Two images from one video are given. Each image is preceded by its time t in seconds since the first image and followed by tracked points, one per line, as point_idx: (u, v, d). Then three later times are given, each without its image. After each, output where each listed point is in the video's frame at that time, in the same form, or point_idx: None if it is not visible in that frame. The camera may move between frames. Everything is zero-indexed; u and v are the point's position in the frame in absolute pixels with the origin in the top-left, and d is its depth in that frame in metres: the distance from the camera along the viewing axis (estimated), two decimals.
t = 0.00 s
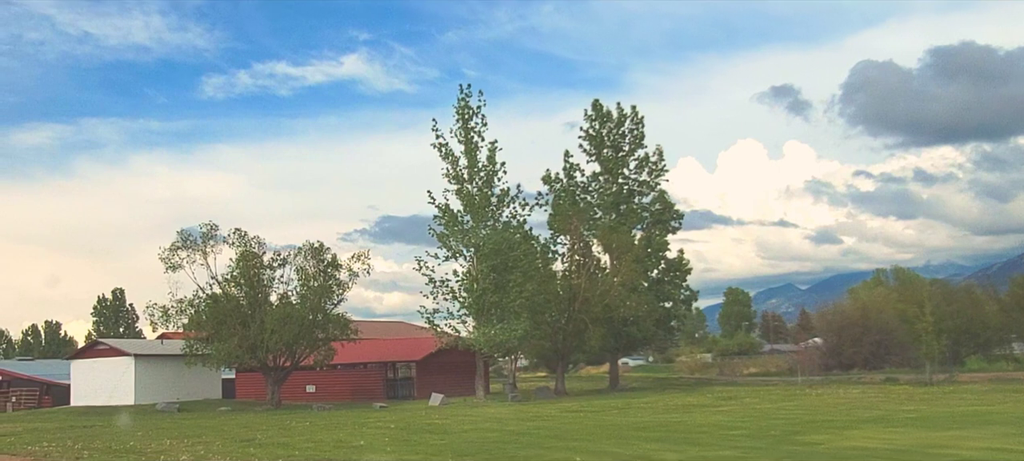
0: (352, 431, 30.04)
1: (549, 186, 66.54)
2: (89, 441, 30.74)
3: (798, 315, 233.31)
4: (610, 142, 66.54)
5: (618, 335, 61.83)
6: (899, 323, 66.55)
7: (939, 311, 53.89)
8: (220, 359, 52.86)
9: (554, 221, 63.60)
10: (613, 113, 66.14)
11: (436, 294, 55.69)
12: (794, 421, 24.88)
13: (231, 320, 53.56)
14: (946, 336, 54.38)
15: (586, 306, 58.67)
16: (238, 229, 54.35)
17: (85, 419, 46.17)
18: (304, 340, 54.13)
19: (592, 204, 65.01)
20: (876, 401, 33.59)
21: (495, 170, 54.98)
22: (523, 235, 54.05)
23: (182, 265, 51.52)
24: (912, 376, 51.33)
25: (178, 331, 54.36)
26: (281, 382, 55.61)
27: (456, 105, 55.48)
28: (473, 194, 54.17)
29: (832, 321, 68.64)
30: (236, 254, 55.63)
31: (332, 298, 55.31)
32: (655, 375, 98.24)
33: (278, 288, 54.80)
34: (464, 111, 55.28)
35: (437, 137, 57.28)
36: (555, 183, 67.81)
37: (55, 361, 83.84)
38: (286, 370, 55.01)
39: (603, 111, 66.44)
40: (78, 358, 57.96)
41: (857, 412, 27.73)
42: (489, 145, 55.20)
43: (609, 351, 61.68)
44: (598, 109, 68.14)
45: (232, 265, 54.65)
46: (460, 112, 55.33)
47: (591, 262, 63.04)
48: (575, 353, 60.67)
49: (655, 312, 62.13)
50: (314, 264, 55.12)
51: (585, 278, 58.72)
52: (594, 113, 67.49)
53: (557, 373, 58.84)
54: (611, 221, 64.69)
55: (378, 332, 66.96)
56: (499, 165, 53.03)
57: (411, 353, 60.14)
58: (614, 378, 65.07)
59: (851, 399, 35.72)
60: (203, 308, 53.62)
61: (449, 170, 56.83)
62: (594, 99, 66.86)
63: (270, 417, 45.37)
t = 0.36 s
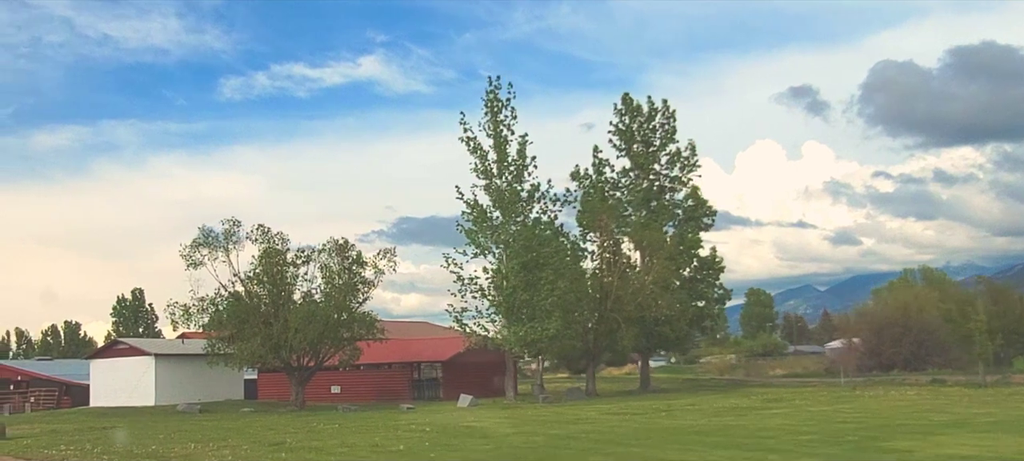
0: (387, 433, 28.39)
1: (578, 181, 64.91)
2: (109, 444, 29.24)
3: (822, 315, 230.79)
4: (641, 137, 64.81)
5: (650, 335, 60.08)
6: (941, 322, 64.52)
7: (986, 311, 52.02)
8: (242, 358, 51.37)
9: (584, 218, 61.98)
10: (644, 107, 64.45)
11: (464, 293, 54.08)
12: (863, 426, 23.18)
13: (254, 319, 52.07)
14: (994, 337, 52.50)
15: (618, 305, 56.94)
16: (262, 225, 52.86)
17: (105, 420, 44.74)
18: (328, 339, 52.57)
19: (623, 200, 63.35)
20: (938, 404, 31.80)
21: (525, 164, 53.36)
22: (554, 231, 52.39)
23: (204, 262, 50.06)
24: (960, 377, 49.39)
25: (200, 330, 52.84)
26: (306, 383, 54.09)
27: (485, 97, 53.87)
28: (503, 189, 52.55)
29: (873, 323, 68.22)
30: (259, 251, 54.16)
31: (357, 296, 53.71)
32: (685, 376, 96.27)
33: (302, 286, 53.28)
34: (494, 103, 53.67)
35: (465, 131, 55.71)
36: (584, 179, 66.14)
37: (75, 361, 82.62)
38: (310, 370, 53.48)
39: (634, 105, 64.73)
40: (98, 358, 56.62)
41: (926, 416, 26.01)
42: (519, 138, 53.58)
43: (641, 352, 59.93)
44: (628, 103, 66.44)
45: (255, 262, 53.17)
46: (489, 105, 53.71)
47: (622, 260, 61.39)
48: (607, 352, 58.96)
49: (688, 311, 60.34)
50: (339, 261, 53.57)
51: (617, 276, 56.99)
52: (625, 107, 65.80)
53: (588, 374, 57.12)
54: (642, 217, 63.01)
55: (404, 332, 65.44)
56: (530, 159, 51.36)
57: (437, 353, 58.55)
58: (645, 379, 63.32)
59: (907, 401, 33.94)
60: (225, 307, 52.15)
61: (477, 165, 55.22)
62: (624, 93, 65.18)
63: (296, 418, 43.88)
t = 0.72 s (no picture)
0: (427, 434, 26.90)
1: (612, 174, 63.34)
2: (135, 444, 27.92)
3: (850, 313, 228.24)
4: (677, 129, 63.17)
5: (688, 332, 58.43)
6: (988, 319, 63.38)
7: None
8: (270, 355, 50.07)
9: (619, 211, 60.51)
10: (680, 98, 62.78)
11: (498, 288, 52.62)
12: (944, 427, 21.56)
13: (283, 315, 50.77)
14: None
15: (655, 301, 55.34)
16: (290, 218, 51.54)
17: (131, 419, 43.63)
18: (358, 335, 51.16)
19: (658, 193, 61.80)
20: (1006, 404, 30.06)
21: (560, 155, 51.87)
22: (591, 224, 50.89)
23: (231, 256, 48.83)
24: (1014, 376, 47.63)
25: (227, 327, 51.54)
26: (335, 380, 52.75)
27: (519, 87, 52.43)
28: (538, 181, 51.10)
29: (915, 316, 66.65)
30: (287, 245, 52.85)
31: (389, 292, 52.24)
32: (719, 375, 94.41)
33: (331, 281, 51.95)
34: (528, 93, 52.19)
35: (498, 122, 54.26)
36: (618, 171, 64.55)
37: (101, 358, 81.62)
38: (340, 367, 52.10)
39: (670, 96, 63.10)
40: (123, 355, 55.47)
41: (1003, 417, 24.36)
42: (554, 129, 52.06)
43: (678, 349, 58.28)
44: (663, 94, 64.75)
45: (283, 256, 51.87)
46: (523, 95, 52.26)
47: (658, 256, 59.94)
48: (643, 350, 57.39)
49: (727, 308, 58.67)
50: (368, 255, 52.19)
51: (654, 271, 55.43)
52: (659, 98, 64.12)
53: (624, 372, 55.54)
54: (678, 211, 61.46)
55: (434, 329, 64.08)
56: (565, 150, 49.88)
57: (468, 350, 57.12)
58: (681, 378, 61.64)
59: (971, 400, 32.23)
60: (253, 302, 50.87)
61: (511, 156, 53.73)
62: (659, 84, 63.51)
63: (328, 417, 42.63)
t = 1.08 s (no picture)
0: (485, 437, 25.22)
1: (661, 169, 61.61)
2: (175, 447, 26.47)
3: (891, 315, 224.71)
4: (728, 122, 61.29)
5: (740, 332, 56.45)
6: None
7: None
8: (311, 354, 48.62)
9: (668, 208, 59.03)
10: (730, 91, 60.85)
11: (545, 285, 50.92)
12: None
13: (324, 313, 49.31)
14: None
15: (708, 299, 53.45)
16: (331, 213, 50.09)
17: (171, 419, 42.28)
18: (402, 334, 49.62)
19: (708, 189, 60.02)
20: None
21: (610, 148, 50.09)
22: (641, 220, 49.09)
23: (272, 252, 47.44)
24: None
25: (267, 325, 50.15)
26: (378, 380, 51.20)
27: (567, 78, 50.78)
28: (587, 174, 49.39)
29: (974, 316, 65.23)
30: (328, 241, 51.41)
31: (433, 289, 50.68)
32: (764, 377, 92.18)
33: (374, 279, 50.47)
34: (576, 84, 50.46)
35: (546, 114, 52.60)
36: (666, 166, 62.83)
37: (137, 358, 80.61)
38: (382, 367, 50.58)
39: (721, 89, 61.19)
40: (161, 354, 54.25)
41: None
42: (604, 121, 50.30)
43: (730, 350, 56.32)
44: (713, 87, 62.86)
45: (324, 252, 50.46)
46: (572, 86, 50.61)
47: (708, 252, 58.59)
48: (694, 350, 55.46)
49: (782, 307, 56.64)
50: (412, 252, 50.69)
51: (706, 269, 53.55)
52: (709, 90, 62.25)
53: (675, 373, 53.67)
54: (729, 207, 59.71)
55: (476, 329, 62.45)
56: (616, 142, 48.14)
57: (513, 351, 55.51)
58: (732, 380, 59.68)
59: None
60: (293, 299, 49.45)
61: (559, 150, 52.06)
62: (709, 76, 61.62)
63: (374, 418, 41.12)
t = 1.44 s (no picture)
0: (549, 440, 23.51)
1: (714, 161, 59.69)
2: (221, 448, 25.00)
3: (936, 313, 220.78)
4: (783, 112, 59.13)
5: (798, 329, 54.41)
6: None
7: None
8: (357, 350, 47.21)
9: (722, 202, 57.40)
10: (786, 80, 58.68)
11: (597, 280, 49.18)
12: None
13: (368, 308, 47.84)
14: None
15: (765, 295, 51.51)
16: (376, 205, 48.59)
17: (213, 418, 40.90)
18: (449, 330, 48.01)
19: (763, 182, 58.04)
20: None
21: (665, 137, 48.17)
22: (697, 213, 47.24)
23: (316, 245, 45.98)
24: None
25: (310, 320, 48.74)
26: (424, 378, 49.66)
27: (619, 66, 48.90)
28: (640, 165, 47.61)
29: None
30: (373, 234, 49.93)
31: (480, 284, 49.08)
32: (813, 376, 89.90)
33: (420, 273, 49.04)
34: (629, 71, 48.57)
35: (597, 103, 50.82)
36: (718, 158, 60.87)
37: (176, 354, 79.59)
38: (428, 364, 49.00)
39: (776, 78, 59.06)
40: (202, 350, 52.99)
41: None
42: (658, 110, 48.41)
43: (788, 347, 54.29)
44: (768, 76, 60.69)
45: (368, 246, 49.01)
46: (624, 74, 48.72)
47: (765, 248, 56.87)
48: (749, 349, 53.49)
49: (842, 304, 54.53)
50: (459, 246, 49.69)
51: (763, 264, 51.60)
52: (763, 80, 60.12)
53: (731, 372, 51.77)
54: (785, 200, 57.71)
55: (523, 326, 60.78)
56: (671, 132, 46.22)
57: (563, 348, 53.85)
58: (788, 379, 57.67)
59: None
60: (336, 294, 48.00)
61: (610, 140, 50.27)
62: (764, 65, 59.45)
63: (422, 417, 39.56)
